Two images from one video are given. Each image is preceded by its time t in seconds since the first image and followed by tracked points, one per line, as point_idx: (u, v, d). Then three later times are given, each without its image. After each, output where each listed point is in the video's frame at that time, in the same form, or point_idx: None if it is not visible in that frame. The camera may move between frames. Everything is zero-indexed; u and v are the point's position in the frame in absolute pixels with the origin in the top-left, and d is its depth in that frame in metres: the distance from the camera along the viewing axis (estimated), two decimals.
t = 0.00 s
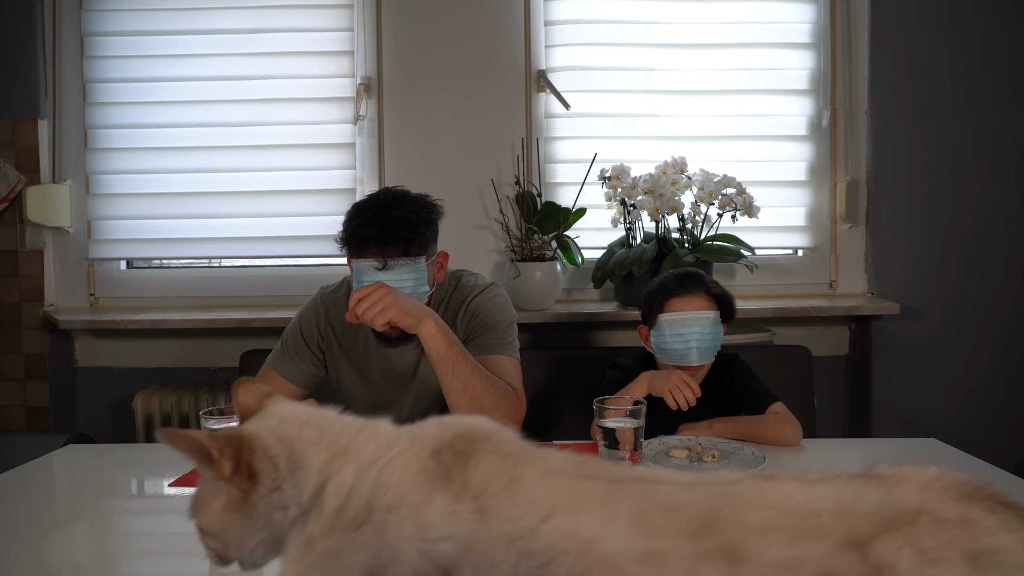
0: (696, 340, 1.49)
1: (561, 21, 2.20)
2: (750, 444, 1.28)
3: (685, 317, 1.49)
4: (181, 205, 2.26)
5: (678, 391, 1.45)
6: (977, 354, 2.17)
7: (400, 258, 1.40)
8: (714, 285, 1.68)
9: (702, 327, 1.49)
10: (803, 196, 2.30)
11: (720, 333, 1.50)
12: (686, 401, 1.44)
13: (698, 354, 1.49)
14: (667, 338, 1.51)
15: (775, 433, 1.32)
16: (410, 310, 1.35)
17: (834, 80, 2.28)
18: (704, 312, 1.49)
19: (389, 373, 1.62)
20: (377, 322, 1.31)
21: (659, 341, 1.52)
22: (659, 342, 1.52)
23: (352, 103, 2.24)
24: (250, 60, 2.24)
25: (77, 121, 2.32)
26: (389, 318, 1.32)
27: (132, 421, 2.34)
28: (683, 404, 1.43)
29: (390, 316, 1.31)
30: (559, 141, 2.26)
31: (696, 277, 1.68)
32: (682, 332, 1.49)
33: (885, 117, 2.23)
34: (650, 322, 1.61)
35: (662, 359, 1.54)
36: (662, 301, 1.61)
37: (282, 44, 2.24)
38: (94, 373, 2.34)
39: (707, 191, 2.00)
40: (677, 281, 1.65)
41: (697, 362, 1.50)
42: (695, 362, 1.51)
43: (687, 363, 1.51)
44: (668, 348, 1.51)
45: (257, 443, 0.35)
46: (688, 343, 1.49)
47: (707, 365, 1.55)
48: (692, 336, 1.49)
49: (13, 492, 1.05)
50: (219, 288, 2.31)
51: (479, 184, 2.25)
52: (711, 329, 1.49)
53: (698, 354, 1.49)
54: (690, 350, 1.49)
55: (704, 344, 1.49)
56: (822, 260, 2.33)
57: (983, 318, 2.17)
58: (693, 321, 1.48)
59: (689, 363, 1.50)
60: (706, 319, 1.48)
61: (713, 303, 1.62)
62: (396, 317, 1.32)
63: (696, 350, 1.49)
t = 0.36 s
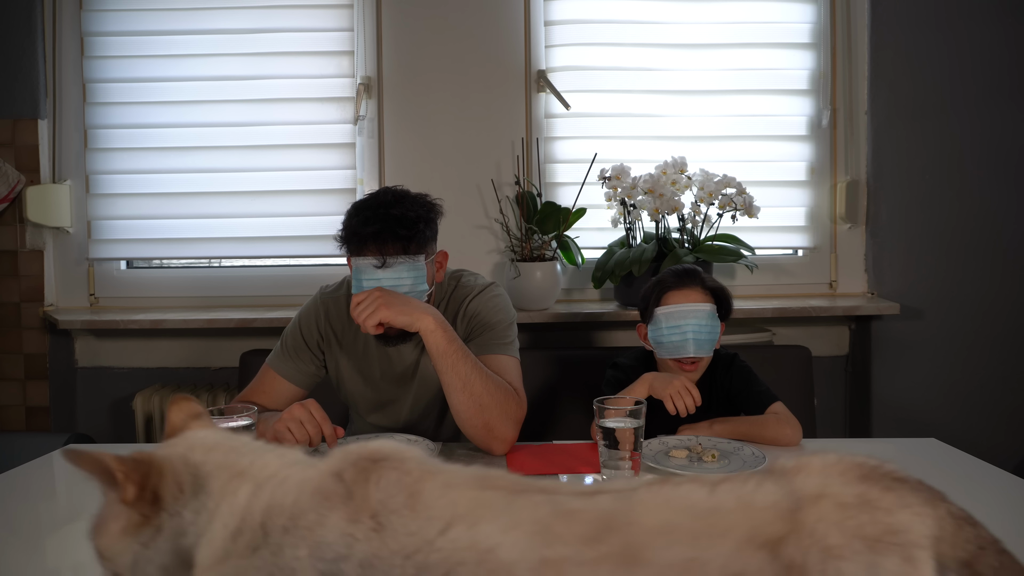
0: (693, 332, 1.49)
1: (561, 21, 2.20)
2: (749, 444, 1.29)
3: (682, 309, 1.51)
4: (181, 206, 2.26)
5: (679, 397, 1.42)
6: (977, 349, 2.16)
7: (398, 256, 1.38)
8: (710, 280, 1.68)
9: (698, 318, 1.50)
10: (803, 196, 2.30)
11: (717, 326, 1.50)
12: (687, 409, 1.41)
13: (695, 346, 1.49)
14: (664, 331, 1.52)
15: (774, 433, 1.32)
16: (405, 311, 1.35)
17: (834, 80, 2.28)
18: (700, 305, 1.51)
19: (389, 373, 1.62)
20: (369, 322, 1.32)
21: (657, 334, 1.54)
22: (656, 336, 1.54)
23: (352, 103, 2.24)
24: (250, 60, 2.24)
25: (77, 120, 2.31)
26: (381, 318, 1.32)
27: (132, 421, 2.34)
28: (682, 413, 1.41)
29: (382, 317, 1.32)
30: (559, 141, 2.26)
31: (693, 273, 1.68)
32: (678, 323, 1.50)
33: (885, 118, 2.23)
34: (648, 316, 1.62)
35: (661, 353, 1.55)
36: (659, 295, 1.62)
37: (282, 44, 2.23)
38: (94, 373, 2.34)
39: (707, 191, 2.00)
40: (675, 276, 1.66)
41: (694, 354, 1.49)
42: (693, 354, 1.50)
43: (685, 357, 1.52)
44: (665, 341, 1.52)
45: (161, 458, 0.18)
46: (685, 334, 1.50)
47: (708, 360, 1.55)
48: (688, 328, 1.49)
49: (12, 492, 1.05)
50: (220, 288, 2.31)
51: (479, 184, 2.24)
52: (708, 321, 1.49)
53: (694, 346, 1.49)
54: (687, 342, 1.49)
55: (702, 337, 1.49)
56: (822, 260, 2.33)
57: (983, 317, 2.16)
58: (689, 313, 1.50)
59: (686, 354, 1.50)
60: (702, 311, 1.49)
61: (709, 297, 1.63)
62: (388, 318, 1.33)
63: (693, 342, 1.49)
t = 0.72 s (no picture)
0: (694, 329, 1.51)
1: (561, 21, 2.20)
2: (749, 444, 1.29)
3: (682, 306, 1.52)
4: (182, 205, 2.26)
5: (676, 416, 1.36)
6: (977, 348, 2.17)
7: (398, 248, 1.40)
8: (709, 276, 1.68)
9: (698, 315, 1.51)
10: (803, 196, 2.30)
11: (717, 322, 1.51)
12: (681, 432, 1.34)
13: (696, 343, 1.50)
14: (664, 329, 1.53)
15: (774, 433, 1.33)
16: (405, 306, 1.36)
17: (834, 80, 2.28)
18: (701, 302, 1.52)
19: (389, 373, 1.62)
20: (369, 312, 1.35)
21: (657, 332, 1.55)
22: (656, 333, 1.54)
23: (352, 103, 2.24)
24: (251, 60, 2.24)
25: (77, 120, 2.31)
26: (380, 309, 1.35)
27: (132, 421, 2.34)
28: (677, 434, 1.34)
29: (381, 308, 1.34)
30: (559, 141, 2.26)
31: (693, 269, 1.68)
32: (678, 321, 1.51)
33: (885, 118, 2.23)
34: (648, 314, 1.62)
35: (660, 350, 1.55)
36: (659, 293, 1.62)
37: (282, 44, 2.24)
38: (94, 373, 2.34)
39: (707, 191, 2.00)
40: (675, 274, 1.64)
41: (695, 350, 1.51)
42: (693, 352, 1.51)
43: (686, 354, 1.53)
44: (666, 339, 1.53)
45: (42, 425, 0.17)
46: (686, 332, 1.51)
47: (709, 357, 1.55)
48: (688, 325, 1.51)
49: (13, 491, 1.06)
50: (220, 288, 2.31)
51: (479, 183, 2.24)
52: (708, 318, 1.51)
53: (696, 343, 1.50)
54: (688, 339, 1.51)
55: (703, 333, 1.50)
56: (822, 260, 2.33)
57: (983, 317, 2.17)
58: (690, 309, 1.51)
59: (688, 351, 1.51)
60: (702, 307, 1.51)
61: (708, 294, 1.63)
62: (387, 310, 1.34)
63: (694, 339, 1.50)
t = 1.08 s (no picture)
0: (696, 329, 1.51)
1: (561, 21, 2.20)
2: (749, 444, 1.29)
3: (683, 307, 1.53)
4: (182, 206, 2.26)
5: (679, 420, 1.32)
6: (977, 348, 2.17)
7: (394, 246, 1.40)
8: (711, 277, 1.67)
9: (700, 315, 1.52)
10: (803, 196, 2.30)
11: (719, 323, 1.53)
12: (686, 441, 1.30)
13: (699, 343, 1.51)
14: (667, 330, 1.54)
15: (774, 433, 1.33)
16: (405, 305, 1.36)
17: (834, 80, 2.28)
18: (703, 303, 1.53)
19: (389, 372, 1.62)
20: (369, 309, 1.36)
21: (659, 333, 1.55)
22: (659, 334, 1.55)
23: (352, 103, 2.24)
24: (250, 60, 2.24)
25: (77, 121, 2.31)
26: (380, 307, 1.35)
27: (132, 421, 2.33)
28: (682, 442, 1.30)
29: (381, 306, 1.35)
30: (559, 141, 2.26)
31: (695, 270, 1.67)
32: (681, 322, 1.52)
33: (885, 118, 2.23)
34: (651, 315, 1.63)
35: (663, 352, 1.56)
36: (661, 293, 1.62)
37: (282, 44, 2.23)
38: (94, 373, 2.34)
39: (707, 191, 2.00)
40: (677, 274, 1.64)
41: (699, 351, 1.51)
42: (696, 352, 1.52)
43: (689, 355, 1.53)
44: (669, 341, 1.54)
45: None
46: (689, 332, 1.51)
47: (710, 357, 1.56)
48: (691, 325, 1.52)
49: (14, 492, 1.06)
50: (220, 288, 2.31)
51: (479, 183, 2.24)
52: (710, 318, 1.52)
53: (698, 343, 1.51)
54: (691, 340, 1.51)
55: (705, 333, 1.51)
56: (822, 260, 2.33)
57: (983, 316, 2.17)
58: (692, 310, 1.52)
59: (690, 352, 1.52)
60: (704, 307, 1.52)
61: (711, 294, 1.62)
62: (387, 308, 1.35)
63: (697, 340, 1.51)
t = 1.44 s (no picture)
0: (694, 327, 1.51)
1: (561, 21, 2.20)
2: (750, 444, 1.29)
3: (682, 306, 1.53)
4: (182, 206, 2.26)
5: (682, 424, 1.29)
6: (977, 348, 2.16)
7: (390, 245, 1.41)
8: (711, 276, 1.67)
9: (698, 314, 1.52)
10: (803, 196, 2.30)
11: (717, 322, 1.53)
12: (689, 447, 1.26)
13: (697, 341, 1.51)
14: (665, 328, 1.54)
15: (774, 433, 1.32)
16: (403, 305, 1.38)
17: (834, 80, 2.28)
18: (700, 301, 1.53)
19: (389, 373, 1.62)
20: (366, 310, 1.37)
21: (659, 332, 1.56)
22: (658, 333, 1.55)
23: (352, 103, 2.24)
24: (249, 59, 2.24)
25: (77, 121, 2.31)
26: (379, 307, 1.37)
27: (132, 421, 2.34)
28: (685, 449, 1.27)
29: (380, 306, 1.36)
30: (559, 141, 2.26)
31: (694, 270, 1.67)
32: (679, 320, 1.52)
33: (885, 118, 2.24)
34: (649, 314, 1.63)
35: (662, 351, 1.56)
36: (659, 292, 1.62)
37: (282, 44, 2.23)
38: (94, 373, 2.34)
39: (707, 191, 2.00)
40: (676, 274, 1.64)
41: (697, 349, 1.51)
42: (695, 351, 1.52)
43: (687, 354, 1.53)
44: (668, 339, 1.54)
45: None
46: (687, 330, 1.52)
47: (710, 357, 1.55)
48: (689, 323, 1.52)
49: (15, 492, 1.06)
50: (219, 288, 2.31)
51: (479, 183, 2.25)
52: (708, 317, 1.52)
53: (696, 341, 1.51)
54: (689, 338, 1.51)
55: (703, 332, 1.51)
56: (822, 260, 2.33)
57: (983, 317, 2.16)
58: (691, 308, 1.52)
59: (689, 351, 1.52)
60: (702, 306, 1.52)
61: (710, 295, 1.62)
62: (385, 308, 1.37)
63: (695, 338, 1.51)
